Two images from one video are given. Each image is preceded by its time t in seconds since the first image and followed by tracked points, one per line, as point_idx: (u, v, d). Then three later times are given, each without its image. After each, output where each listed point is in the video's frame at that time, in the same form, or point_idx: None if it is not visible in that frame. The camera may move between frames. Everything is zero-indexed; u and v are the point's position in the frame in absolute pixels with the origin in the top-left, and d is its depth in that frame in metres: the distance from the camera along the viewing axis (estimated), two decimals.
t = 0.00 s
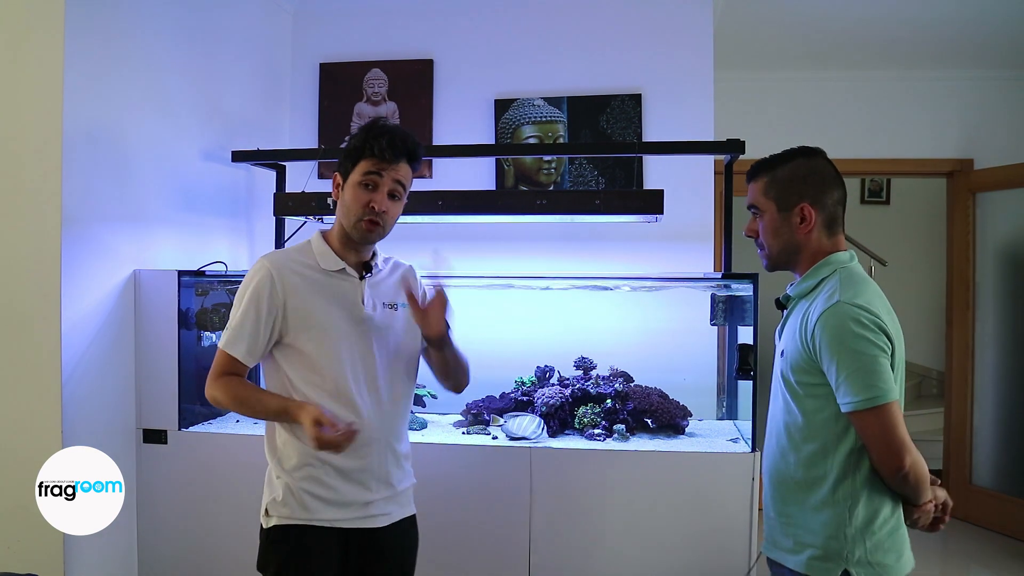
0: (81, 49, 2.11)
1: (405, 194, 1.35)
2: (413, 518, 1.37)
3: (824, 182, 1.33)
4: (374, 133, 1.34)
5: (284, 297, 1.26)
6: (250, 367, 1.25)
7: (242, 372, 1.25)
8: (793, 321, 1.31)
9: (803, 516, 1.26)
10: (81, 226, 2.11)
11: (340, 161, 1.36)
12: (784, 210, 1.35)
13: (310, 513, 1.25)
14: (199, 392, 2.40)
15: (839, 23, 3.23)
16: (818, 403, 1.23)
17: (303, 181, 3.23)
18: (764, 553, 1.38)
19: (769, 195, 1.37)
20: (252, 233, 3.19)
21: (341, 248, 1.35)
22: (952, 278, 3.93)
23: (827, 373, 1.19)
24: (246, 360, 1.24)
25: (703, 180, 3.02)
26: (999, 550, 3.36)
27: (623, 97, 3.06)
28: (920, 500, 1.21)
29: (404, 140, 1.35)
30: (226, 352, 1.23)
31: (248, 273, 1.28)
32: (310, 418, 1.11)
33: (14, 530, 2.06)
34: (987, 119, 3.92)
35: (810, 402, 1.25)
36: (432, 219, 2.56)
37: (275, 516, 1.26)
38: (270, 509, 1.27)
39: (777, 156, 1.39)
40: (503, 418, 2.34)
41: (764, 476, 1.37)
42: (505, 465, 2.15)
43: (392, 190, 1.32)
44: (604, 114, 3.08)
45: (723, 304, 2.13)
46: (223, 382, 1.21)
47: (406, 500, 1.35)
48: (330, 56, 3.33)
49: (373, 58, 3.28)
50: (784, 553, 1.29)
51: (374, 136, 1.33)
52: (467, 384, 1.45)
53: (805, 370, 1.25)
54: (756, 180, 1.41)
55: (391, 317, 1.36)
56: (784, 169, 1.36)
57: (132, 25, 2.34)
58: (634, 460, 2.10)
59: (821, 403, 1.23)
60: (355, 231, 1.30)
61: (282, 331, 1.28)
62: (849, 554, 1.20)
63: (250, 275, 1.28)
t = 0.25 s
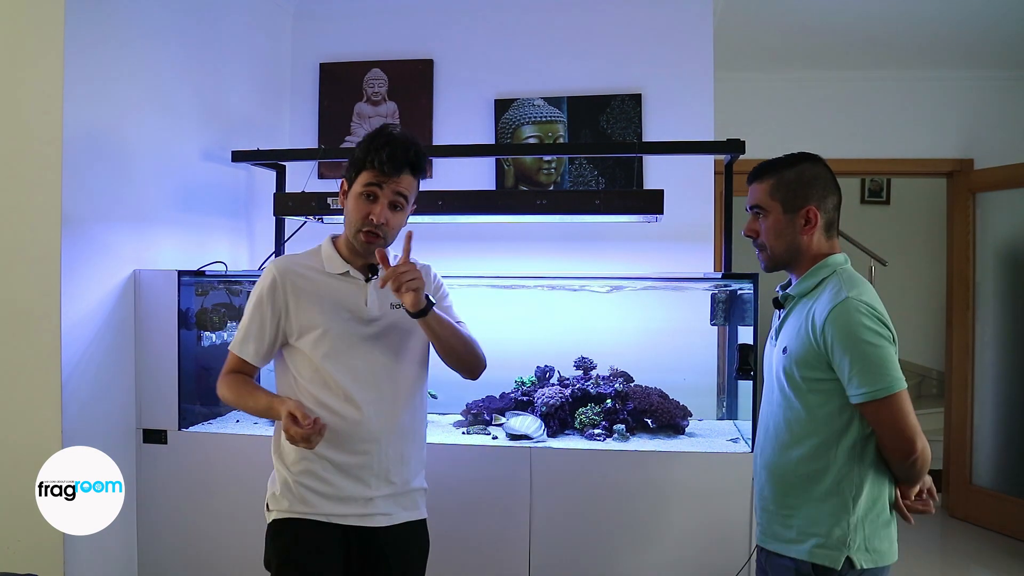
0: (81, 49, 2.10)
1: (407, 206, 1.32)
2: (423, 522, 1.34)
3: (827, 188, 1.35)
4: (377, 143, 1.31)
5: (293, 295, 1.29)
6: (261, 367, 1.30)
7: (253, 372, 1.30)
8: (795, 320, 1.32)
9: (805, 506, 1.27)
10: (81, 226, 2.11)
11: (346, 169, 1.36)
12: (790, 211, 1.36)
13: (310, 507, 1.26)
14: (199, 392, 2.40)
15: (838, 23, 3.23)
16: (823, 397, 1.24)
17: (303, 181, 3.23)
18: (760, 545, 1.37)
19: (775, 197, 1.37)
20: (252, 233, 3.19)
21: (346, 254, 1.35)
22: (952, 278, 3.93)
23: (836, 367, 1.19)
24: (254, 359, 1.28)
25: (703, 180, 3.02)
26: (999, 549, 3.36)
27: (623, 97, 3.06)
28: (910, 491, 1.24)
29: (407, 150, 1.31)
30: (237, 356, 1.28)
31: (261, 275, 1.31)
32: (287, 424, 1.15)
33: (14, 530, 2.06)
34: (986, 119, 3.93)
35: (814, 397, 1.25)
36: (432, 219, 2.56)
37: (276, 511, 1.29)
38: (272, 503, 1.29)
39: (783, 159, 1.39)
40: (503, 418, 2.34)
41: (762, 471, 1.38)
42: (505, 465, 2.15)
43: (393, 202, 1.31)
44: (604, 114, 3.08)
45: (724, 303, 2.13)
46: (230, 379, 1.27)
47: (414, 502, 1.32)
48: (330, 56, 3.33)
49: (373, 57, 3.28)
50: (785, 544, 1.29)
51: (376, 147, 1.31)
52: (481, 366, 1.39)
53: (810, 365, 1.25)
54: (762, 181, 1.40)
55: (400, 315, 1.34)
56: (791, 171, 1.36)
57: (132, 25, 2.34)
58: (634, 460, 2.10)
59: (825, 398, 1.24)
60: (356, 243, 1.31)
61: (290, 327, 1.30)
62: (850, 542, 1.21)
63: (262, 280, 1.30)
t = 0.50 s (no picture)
0: (81, 49, 2.11)
1: (413, 209, 1.32)
2: (427, 524, 1.33)
3: (824, 190, 1.37)
4: (384, 146, 1.31)
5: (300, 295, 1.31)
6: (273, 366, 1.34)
7: (265, 371, 1.34)
8: (797, 319, 1.32)
9: (811, 503, 1.27)
10: (81, 226, 2.11)
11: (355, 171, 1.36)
12: (791, 211, 1.36)
13: (311, 504, 1.27)
14: (198, 392, 2.40)
15: (838, 23, 3.23)
16: (828, 395, 1.24)
17: (303, 181, 3.23)
18: (763, 541, 1.37)
19: (777, 196, 1.36)
20: (252, 233, 3.19)
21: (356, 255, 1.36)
22: (952, 278, 3.93)
23: (841, 365, 1.20)
24: (266, 359, 1.32)
25: (703, 180, 3.02)
26: (999, 549, 3.36)
27: (623, 97, 3.06)
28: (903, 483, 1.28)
29: (414, 153, 1.30)
30: (250, 357, 1.32)
31: (274, 277, 1.32)
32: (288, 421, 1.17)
33: (14, 530, 2.06)
34: (986, 119, 3.93)
35: (818, 394, 1.26)
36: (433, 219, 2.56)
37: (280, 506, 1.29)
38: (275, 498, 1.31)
39: (782, 159, 1.39)
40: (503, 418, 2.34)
41: (764, 469, 1.38)
42: (505, 465, 2.15)
43: (398, 206, 1.30)
44: (604, 114, 3.08)
45: (723, 304, 2.12)
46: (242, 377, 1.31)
47: (417, 504, 1.31)
48: (330, 56, 3.33)
49: (373, 57, 3.28)
50: (793, 541, 1.28)
51: (382, 150, 1.30)
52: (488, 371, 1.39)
53: (814, 363, 1.25)
54: (762, 181, 1.39)
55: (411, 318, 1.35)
56: (791, 172, 1.36)
57: (132, 25, 2.34)
58: (634, 460, 2.10)
59: (830, 395, 1.25)
60: (362, 245, 1.31)
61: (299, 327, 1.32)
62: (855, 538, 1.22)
63: (275, 282, 1.32)
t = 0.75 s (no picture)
0: (82, 49, 2.11)
1: (418, 213, 1.32)
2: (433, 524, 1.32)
3: (823, 188, 1.38)
4: (390, 150, 1.31)
5: (307, 295, 1.31)
6: (282, 367, 1.35)
7: (275, 372, 1.35)
8: (796, 318, 1.32)
9: (815, 503, 1.27)
10: (81, 226, 2.11)
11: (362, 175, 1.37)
12: (791, 209, 1.36)
13: (317, 502, 1.27)
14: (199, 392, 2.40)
15: (838, 24, 3.24)
16: (831, 392, 1.24)
17: (303, 181, 3.23)
18: (766, 543, 1.36)
19: (777, 196, 1.37)
20: (252, 233, 3.19)
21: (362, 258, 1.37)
22: (952, 278, 3.93)
23: (843, 363, 1.20)
24: (276, 360, 1.33)
25: (703, 181, 3.02)
26: (999, 549, 3.36)
27: (623, 97, 3.06)
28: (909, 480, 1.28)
29: (420, 157, 1.30)
30: (259, 357, 1.32)
31: (283, 276, 1.33)
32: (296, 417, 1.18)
33: (14, 529, 2.06)
34: (986, 119, 3.93)
35: (820, 392, 1.26)
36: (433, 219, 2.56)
37: (286, 504, 1.29)
38: (280, 496, 1.31)
39: (780, 158, 1.39)
40: (503, 418, 2.34)
41: (766, 470, 1.38)
42: (505, 465, 2.15)
43: (404, 210, 1.30)
44: (604, 114, 3.08)
45: (723, 303, 2.13)
46: (252, 377, 1.32)
47: (422, 505, 1.31)
48: (330, 56, 3.33)
49: (373, 58, 3.28)
50: (797, 543, 1.28)
51: (387, 154, 1.30)
52: (494, 373, 1.39)
53: (816, 361, 1.26)
54: (762, 179, 1.39)
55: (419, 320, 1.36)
56: (790, 170, 1.37)
57: (132, 25, 2.34)
58: (634, 460, 2.10)
59: (832, 393, 1.25)
60: (368, 249, 1.31)
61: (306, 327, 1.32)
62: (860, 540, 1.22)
63: (284, 281, 1.33)
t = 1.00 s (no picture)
0: (82, 49, 2.11)
1: (425, 214, 1.33)
2: (434, 523, 1.33)
3: (832, 184, 1.37)
4: (397, 151, 1.31)
5: (308, 295, 1.31)
6: (284, 367, 1.32)
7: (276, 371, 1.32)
8: (801, 318, 1.33)
9: (817, 510, 1.27)
10: (81, 226, 2.11)
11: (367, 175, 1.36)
12: (798, 205, 1.36)
13: (318, 502, 1.26)
14: (199, 392, 2.40)
15: (838, 24, 3.24)
16: (833, 396, 1.24)
17: (303, 181, 3.23)
18: (769, 552, 1.37)
19: (783, 190, 1.37)
20: (252, 233, 3.19)
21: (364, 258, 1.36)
22: (952, 278, 3.93)
23: (844, 365, 1.20)
24: (278, 359, 1.30)
25: (703, 180, 3.02)
26: (999, 549, 3.36)
27: (623, 97, 3.06)
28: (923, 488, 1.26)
29: (428, 159, 1.31)
30: (260, 356, 1.30)
31: (284, 276, 1.32)
32: (313, 394, 1.13)
33: (14, 530, 2.06)
34: (986, 120, 3.93)
35: (822, 395, 1.26)
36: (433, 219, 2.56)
37: (286, 505, 1.29)
38: (283, 496, 1.31)
39: (788, 153, 1.40)
40: (503, 418, 2.34)
41: (770, 475, 1.38)
42: (505, 465, 2.16)
43: (411, 210, 1.31)
44: (604, 114, 3.08)
45: (723, 304, 2.13)
46: (252, 376, 1.28)
47: (423, 505, 1.31)
48: (330, 56, 3.33)
49: (373, 58, 3.28)
50: (800, 552, 1.28)
51: (396, 156, 1.31)
52: (497, 372, 1.39)
53: (818, 364, 1.26)
54: (769, 174, 1.40)
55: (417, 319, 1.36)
56: (798, 165, 1.37)
57: (132, 24, 2.34)
58: (634, 460, 2.10)
59: (834, 396, 1.25)
60: (374, 249, 1.31)
61: (308, 328, 1.32)
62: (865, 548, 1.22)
63: (286, 279, 1.32)
